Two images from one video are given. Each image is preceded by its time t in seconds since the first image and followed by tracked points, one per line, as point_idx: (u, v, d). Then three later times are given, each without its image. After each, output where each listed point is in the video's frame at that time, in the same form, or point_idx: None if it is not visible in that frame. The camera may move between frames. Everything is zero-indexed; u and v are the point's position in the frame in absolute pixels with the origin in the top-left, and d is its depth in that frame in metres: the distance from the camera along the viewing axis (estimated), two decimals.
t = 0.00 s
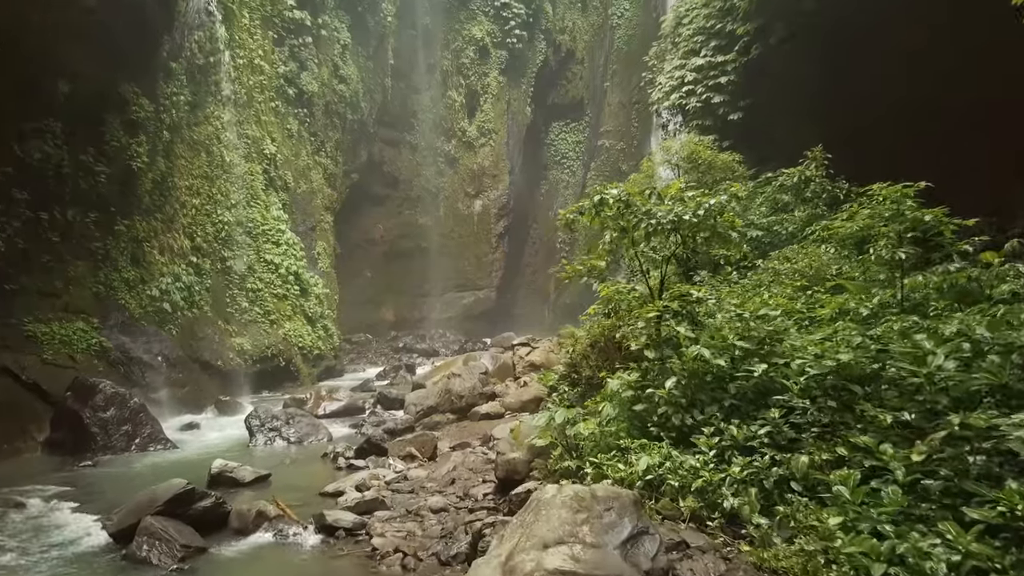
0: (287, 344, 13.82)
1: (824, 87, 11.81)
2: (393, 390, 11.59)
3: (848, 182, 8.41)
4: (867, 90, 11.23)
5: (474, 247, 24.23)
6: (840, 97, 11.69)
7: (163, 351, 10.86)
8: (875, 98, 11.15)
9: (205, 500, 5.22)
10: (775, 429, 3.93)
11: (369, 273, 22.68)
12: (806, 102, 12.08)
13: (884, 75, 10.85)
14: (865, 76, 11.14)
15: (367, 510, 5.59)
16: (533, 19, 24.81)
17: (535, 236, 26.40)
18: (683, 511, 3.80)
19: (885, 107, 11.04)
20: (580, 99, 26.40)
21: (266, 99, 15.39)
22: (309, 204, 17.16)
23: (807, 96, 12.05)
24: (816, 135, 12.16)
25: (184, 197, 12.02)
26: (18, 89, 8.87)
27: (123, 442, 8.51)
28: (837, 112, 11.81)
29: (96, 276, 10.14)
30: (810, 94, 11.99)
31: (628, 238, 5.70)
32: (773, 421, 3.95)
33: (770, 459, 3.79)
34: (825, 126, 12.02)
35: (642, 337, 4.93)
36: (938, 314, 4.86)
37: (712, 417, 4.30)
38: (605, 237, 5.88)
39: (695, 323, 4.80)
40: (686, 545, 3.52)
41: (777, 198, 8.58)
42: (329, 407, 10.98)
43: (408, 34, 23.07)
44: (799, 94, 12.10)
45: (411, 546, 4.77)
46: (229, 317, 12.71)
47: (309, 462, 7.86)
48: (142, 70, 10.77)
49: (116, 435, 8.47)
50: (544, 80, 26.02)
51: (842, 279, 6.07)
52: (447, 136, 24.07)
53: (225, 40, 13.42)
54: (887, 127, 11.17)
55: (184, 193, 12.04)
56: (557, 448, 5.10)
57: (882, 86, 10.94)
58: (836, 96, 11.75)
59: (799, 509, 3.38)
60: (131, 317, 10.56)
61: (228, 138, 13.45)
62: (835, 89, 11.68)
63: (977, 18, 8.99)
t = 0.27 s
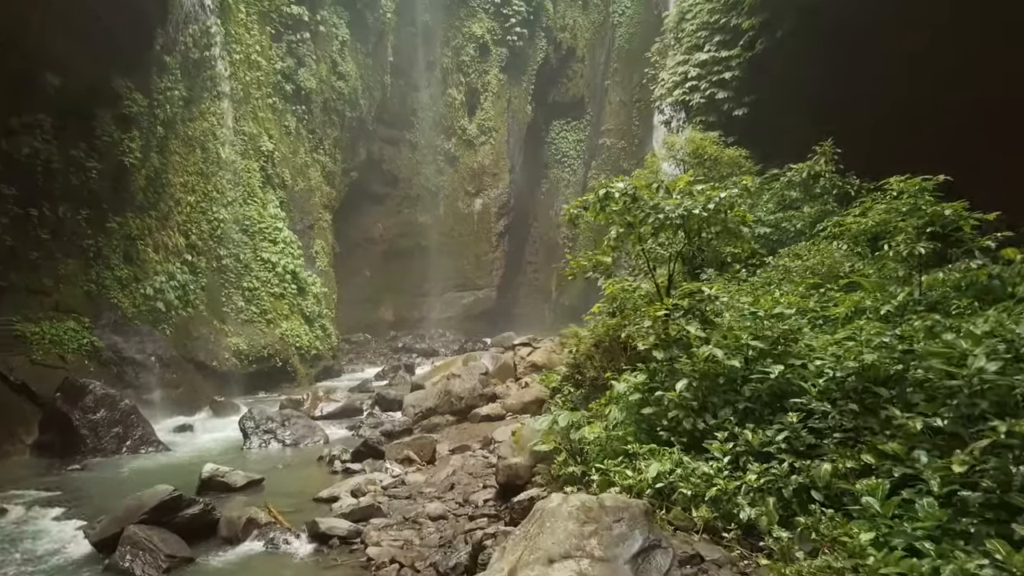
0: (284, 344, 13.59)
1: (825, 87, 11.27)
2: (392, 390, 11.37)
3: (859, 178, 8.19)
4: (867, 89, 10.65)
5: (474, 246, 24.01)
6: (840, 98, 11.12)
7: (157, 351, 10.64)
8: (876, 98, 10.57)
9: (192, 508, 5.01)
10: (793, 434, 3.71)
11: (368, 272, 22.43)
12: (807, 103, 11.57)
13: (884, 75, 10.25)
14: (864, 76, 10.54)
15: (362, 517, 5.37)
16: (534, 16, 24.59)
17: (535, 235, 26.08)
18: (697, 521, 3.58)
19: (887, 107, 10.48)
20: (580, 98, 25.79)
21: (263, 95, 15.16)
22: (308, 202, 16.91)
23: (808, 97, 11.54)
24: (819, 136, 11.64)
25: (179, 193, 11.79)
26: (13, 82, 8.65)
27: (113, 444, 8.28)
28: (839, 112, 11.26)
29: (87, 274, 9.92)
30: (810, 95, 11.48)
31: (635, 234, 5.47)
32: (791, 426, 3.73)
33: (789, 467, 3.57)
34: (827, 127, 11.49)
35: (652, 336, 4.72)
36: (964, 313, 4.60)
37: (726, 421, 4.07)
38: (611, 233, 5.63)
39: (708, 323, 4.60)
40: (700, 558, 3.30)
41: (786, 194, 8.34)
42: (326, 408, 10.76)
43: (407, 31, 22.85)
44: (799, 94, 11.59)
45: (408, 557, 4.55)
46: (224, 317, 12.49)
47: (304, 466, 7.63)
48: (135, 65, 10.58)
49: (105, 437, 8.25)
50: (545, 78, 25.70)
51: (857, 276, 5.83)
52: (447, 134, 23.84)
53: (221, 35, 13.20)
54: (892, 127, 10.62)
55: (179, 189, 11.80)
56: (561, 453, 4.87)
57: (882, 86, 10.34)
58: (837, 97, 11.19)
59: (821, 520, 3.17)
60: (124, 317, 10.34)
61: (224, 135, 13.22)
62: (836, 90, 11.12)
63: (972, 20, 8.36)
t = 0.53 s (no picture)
0: (281, 344, 13.34)
1: (830, 83, 10.91)
2: (390, 391, 11.14)
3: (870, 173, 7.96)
4: (872, 86, 10.23)
5: (474, 245, 23.79)
6: (845, 94, 10.71)
7: (150, 351, 10.41)
8: (881, 95, 10.12)
9: (179, 518, 4.77)
10: (814, 440, 3.46)
11: (367, 271, 22.19)
12: (812, 98, 11.22)
13: (887, 71, 9.84)
14: (868, 71, 10.13)
15: (357, 526, 5.13)
16: (534, 14, 24.35)
17: (535, 235, 25.77)
18: (712, 533, 3.35)
19: (891, 104, 10.01)
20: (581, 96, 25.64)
21: (260, 92, 14.91)
22: (305, 200, 16.66)
23: (813, 92, 11.19)
24: (823, 132, 11.26)
25: (172, 190, 11.55)
26: None
27: (103, 447, 8.05)
28: (843, 108, 10.85)
29: (77, 272, 9.70)
30: (815, 90, 11.14)
31: (642, 229, 5.24)
32: (812, 431, 3.49)
33: (812, 475, 3.33)
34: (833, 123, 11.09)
35: (661, 336, 4.47)
36: (992, 312, 4.36)
37: (741, 426, 3.83)
38: (617, 228, 5.43)
39: (720, 321, 4.31)
40: None
41: (794, 190, 8.10)
42: (322, 409, 10.52)
43: (406, 28, 22.59)
44: (805, 90, 11.26)
45: (404, 569, 4.32)
46: (220, 316, 12.26)
47: (298, 470, 7.40)
48: (128, 59, 10.36)
49: (95, 440, 8.02)
50: (545, 75, 25.51)
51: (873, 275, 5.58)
52: (447, 133, 23.61)
53: (216, 30, 12.95)
54: (896, 124, 10.12)
55: (173, 186, 11.55)
56: (565, 459, 4.65)
57: (886, 82, 9.90)
58: (843, 92, 10.78)
59: (849, 534, 2.94)
60: (116, 316, 10.12)
61: (219, 131, 12.98)
62: (841, 85, 10.72)
63: (976, 12, 7.94)
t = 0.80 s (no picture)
0: (277, 345, 13.06)
1: (831, 82, 10.63)
2: (388, 393, 10.85)
3: (884, 168, 7.68)
4: (876, 82, 9.98)
5: (475, 244, 23.52)
6: (845, 94, 10.50)
7: (142, 352, 10.14)
8: (880, 95, 9.97)
9: (161, 531, 4.50)
10: (845, 450, 3.17)
11: (366, 271, 21.91)
12: (814, 97, 10.91)
13: (891, 66, 9.63)
14: (869, 71, 9.97)
15: (350, 537, 4.83)
16: (535, 10, 24.03)
17: (534, 234, 25.40)
18: (735, 552, 3.09)
19: (896, 99, 9.77)
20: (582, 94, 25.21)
21: (256, 87, 14.61)
22: (302, 198, 16.36)
23: (814, 91, 10.89)
24: (824, 133, 10.97)
25: (166, 187, 11.25)
26: None
27: (90, 452, 7.77)
28: (843, 109, 10.62)
29: (66, 271, 9.43)
30: (816, 89, 10.84)
31: (652, 224, 4.97)
32: (842, 440, 3.20)
33: (844, 490, 3.04)
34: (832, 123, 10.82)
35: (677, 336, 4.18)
36: None
37: (763, 435, 3.55)
38: (626, 223, 5.17)
39: (739, 321, 4.01)
40: None
41: (806, 185, 7.82)
42: (318, 412, 10.22)
43: (406, 24, 22.29)
44: (807, 87, 10.95)
45: None
46: (214, 316, 11.99)
47: (292, 475, 7.12)
48: (116, 50, 10.09)
49: (82, 445, 7.74)
50: (546, 74, 25.20)
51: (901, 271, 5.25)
52: (446, 131, 23.32)
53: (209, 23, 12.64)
54: (901, 118, 9.85)
55: (166, 182, 11.26)
56: (573, 467, 4.39)
57: (886, 82, 9.78)
58: (843, 92, 10.55)
59: (890, 554, 2.68)
60: (107, 316, 9.85)
61: (213, 127, 12.68)
62: (841, 85, 10.50)
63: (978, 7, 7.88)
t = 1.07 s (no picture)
0: (274, 345, 12.81)
1: (841, 73, 10.29)
2: (387, 395, 10.60)
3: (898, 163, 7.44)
4: (887, 71, 9.56)
5: (475, 243, 23.27)
6: (856, 88, 10.11)
7: (135, 353, 9.90)
8: (892, 88, 9.55)
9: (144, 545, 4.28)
10: (879, 462, 2.94)
11: (365, 270, 21.65)
12: (825, 90, 10.59)
13: (902, 54, 9.23)
14: (880, 60, 9.57)
15: (344, 551, 4.60)
16: (535, 8, 23.75)
17: (535, 233, 25.00)
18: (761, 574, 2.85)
19: (908, 87, 9.30)
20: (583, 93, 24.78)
21: (253, 84, 14.34)
22: (300, 196, 16.10)
23: (825, 83, 10.56)
24: (835, 126, 10.57)
25: (160, 184, 11.01)
26: None
27: (77, 457, 7.49)
28: (853, 103, 10.22)
29: (56, 270, 9.18)
30: (827, 80, 10.50)
31: (663, 220, 4.70)
32: (877, 453, 2.96)
33: (880, 505, 2.81)
34: (843, 117, 10.40)
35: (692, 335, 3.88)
36: None
37: (788, 445, 3.30)
38: (635, 218, 4.89)
39: (760, 321, 3.70)
40: None
41: (818, 181, 7.56)
42: (315, 414, 9.96)
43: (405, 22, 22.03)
44: (817, 80, 10.64)
45: None
46: (209, 316, 11.75)
47: (287, 481, 6.87)
48: (107, 44, 9.85)
49: (69, 450, 7.46)
50: (546, 72, 24.60)
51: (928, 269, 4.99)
52: (446, 129, 23.07)
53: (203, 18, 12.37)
54: (914, 106, 9.34)
55: (160, 180, 11.01)
56: (580, 477, 4.14)
57: (899, 68, 9.32)
58: (854, 84, 10.18)
59: None
60: (98, 317, 9.61)
61: (208, 124, 12.43)
62: (852, 77, 10.14)
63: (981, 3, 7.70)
